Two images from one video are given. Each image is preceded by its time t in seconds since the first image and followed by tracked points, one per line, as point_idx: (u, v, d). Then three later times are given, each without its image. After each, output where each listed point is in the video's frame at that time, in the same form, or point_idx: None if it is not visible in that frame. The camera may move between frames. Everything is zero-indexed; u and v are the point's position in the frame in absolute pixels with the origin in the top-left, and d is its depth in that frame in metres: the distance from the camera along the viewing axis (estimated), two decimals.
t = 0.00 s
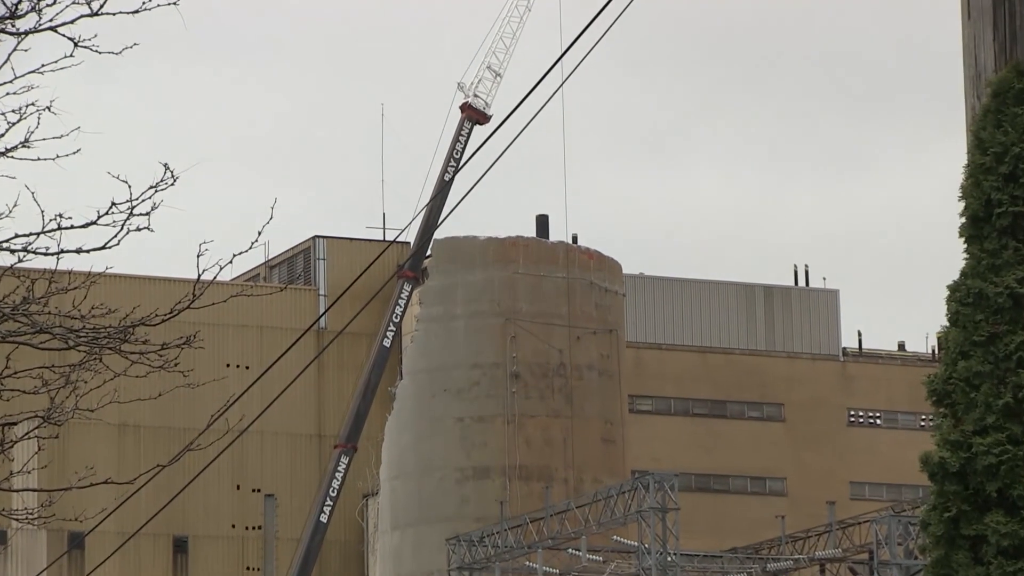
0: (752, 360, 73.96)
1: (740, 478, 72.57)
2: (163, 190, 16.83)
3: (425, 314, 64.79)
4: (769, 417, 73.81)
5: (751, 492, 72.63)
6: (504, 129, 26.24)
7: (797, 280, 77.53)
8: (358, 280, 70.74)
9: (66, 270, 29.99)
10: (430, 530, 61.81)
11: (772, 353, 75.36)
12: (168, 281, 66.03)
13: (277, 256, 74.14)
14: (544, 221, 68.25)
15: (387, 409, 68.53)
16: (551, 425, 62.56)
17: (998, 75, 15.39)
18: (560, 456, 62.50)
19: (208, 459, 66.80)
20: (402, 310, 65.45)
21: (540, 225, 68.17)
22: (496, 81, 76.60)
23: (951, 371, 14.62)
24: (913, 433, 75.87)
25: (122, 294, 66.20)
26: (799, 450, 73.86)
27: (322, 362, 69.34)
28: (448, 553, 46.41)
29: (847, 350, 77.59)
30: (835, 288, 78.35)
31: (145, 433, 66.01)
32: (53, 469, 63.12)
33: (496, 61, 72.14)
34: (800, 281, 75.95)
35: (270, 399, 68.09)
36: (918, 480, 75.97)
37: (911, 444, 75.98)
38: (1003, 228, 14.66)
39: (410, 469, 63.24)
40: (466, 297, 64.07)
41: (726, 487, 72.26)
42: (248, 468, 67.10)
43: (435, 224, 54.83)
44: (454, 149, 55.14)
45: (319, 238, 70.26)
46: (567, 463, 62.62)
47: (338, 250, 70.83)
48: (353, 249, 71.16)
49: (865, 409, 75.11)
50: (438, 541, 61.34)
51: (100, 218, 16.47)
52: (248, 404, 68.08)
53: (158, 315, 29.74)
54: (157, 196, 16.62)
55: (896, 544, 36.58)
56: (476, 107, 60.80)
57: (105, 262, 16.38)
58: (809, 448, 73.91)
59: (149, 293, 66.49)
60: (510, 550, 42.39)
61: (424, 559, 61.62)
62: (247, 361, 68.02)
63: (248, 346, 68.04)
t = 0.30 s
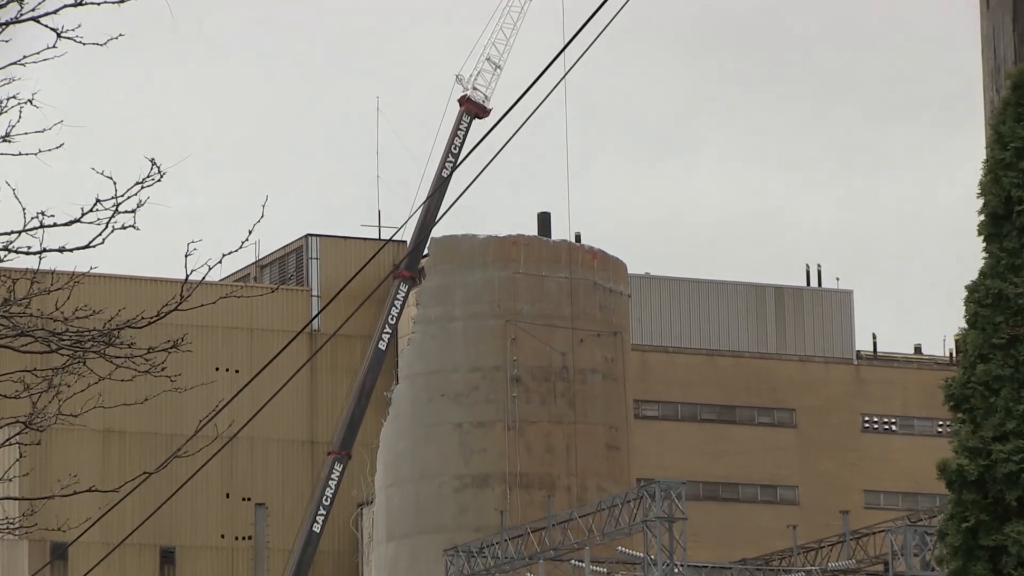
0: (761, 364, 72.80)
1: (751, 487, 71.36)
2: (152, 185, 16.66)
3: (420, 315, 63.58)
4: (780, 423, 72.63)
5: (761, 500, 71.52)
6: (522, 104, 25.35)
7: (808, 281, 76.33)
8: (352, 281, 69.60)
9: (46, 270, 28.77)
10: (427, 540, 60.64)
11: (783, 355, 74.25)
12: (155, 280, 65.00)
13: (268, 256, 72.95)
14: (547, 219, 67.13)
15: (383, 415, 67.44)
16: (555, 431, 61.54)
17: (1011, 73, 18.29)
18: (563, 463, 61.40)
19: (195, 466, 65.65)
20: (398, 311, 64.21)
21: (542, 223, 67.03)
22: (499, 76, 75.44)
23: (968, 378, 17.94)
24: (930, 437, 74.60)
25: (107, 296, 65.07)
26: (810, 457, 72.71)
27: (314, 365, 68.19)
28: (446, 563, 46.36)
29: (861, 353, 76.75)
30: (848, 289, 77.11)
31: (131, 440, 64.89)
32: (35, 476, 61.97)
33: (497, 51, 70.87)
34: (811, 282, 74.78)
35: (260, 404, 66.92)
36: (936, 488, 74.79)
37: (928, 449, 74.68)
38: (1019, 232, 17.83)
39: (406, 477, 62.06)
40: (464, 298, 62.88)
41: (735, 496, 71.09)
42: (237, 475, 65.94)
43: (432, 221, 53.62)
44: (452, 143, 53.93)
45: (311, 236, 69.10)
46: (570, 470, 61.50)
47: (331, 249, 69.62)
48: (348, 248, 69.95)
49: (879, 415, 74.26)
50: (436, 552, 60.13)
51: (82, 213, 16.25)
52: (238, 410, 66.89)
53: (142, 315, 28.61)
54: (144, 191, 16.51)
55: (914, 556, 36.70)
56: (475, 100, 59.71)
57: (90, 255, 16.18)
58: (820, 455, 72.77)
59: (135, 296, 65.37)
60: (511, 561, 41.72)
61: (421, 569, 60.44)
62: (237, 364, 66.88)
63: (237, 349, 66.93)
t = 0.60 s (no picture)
0: (774, 367, 71.88)
1: (762, 495, 70.59)
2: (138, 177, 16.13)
3: (417, 316, 62.44)
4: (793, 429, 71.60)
5: (773, 509, 70.66)
6: (526, 90, 24.45)
7: (823, 282, 75.29)
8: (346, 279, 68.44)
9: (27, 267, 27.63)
10: (425, 550, 59.64)
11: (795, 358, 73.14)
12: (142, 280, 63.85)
13: (259, 255, 71.82)
14: (549, 215, 65.91)
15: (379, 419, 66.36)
16: (558, 437, 60.47)
17: None
18: (566, 471, 60.37)
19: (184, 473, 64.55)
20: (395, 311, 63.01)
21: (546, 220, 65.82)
22: (502, 64, 74.07)
23: (987, 383, 20.71)
24: (946, 444, 73.67)
25: (92, 296, 64.00)
26: (822, 464, 71.79)
27: (307, 367, 67.10)
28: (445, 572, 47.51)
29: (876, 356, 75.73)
30: (864, 290, 76.13)
31: (117, 445, 63.76)
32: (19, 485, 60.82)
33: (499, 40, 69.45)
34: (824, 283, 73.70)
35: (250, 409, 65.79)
36: (954, 496, 73.75)
37: (943, 456, 73.81)
38: None
39: (403, 485, 61.11)
40: (463, 298, 61.76)
41: (745, 504, 70.33)
42: (227, 482, 64.86)
43: (429, 219, 52.42)
44: (449, 139, 52.74)
45: (304, 234, 67.93)
46: (574, 478, 60.50)
47: (325, 246, 68.47)
48: (343, 245, 68.81)
49: (896, 420, 73.19)
50: (433, 563, 59.12)
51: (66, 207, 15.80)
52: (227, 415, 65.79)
53: (129, 316, 27.25)
54: (130, 184, 15.93)
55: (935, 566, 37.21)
56: (474, 93, 58.54)
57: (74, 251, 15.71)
58: (832, 463, 71.90)
59: (121, 297, 64.24)
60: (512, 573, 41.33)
61: None
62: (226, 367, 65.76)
63: (227, 352, 65.81)
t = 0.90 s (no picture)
0: (789, 368, 71.11)
1: (773, 502, 69.47)
2: (122, 176, 16.60)
3: (414, 315, 61.11)
4: (805, 432, 70.75)
5: (785, 516, 69.52)
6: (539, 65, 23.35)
7: (838, 280, 74.42)
8: (340, 278, 67.37)
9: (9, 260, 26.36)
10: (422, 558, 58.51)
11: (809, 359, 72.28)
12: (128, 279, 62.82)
13: (249, 251, 70.73)
14: (551, 211, 64.85)
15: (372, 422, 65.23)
16: (560, 441, 59.43)
17: None
18: (569, 476, 59.31)
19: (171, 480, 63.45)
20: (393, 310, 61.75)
21: (547, 215, 64.74)
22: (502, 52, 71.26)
23: (1007, 388, 26.97)
24: (963, 448, 72.69)
25: (77, 293, 62.97)
26: (837, 469, 70.82)
27: (300, 369, 66.04)
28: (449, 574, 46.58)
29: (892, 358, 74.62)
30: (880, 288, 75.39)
31: (102, 451, 62.67)
32: None
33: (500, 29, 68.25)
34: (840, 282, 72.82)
35: (239, 413, 64.64)
36: (973, 503, 72.61)
37: (961, 461, 72.67)
38: None
39: (399, 491, 59.87)
40: (462, 296, 60.60)
41: (756, 511, 69.15)
42: (216, 488, 63.76)
43: (428, 213, 51.24)
44: (449, 131, 51.56)
45: (297, 230, 66.74)
46: (577, 483, 59.44)
47: (318, 242, 67.37)
48: (335, 241, 67.62)
49: (913, 423, 72.33)
50: (431, 571, 57.96)
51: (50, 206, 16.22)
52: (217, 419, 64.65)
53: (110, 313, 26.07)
54: (114, 180, 16.39)
55: (953, 573, 37.35)
56: (474, 82, 57.39)
57: (60, 248, 16.12)
58: (845, 468, 70.89)
59: (107, 295, 63.17)
60: None
61: None
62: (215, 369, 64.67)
63: (216, 354, 64.73)
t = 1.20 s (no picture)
0: (802, 368, 70.62)
1: (787, 509, 69.18)
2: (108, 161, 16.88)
3: (412, 314, 60.12)
4: (820, 435, 70.17)
5: (799, 523, 69.29)
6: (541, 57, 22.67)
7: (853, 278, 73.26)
8: (335, 274, 66.21)
9: None
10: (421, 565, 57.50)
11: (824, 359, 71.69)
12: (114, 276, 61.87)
13: (239, 247, 69.69)
14: (555, 203, 63.73)
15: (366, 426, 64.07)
16: (564, 444, 58.30)
17: None
18: (573, 481, 58.24)
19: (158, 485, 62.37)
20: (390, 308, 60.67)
21: (551, 209, 63.58)
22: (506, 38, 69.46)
23: None
24: (982, 451, 72.05)
25: (60, 292, 61.94)
26: (855, 473, 70.35)
27: (293, 369, 64.96)
28: None
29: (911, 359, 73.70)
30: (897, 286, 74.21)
31: (86, 454, 61.63)
32: None
33: (504, 17, 67.03)
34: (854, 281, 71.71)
35: (229, 415, 63.56)
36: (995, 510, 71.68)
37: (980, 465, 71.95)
38: None
39: (396, 497, 58.88)
40: (461, 295, 59.60)
41: (769, 518, 68.98)
42: (205, 494, 62.69)
43: (422, 208, 50.20)
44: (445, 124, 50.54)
45: (290, 224, 65.73)
46: (580, 489, 58.32)
47: (312, 237, 66.28)
48: (329, 236, 66.48)
49: (930, 426, 71.71)
50: None
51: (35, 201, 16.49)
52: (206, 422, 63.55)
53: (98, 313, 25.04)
54: (100, 173, 16.65)
55: None
56: (474, 72, 56.30)
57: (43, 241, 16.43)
58: (859, 471, 70.39)
59: (92, 294, 62.15)
60: None
61: None
62: (204, 369, 63.62)
63: (205, 354, 63.70)
